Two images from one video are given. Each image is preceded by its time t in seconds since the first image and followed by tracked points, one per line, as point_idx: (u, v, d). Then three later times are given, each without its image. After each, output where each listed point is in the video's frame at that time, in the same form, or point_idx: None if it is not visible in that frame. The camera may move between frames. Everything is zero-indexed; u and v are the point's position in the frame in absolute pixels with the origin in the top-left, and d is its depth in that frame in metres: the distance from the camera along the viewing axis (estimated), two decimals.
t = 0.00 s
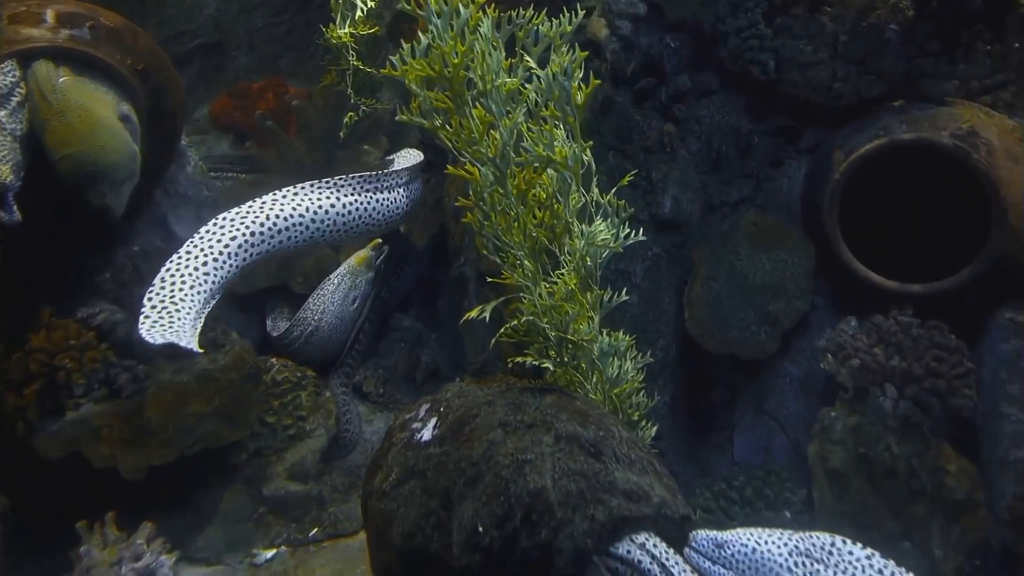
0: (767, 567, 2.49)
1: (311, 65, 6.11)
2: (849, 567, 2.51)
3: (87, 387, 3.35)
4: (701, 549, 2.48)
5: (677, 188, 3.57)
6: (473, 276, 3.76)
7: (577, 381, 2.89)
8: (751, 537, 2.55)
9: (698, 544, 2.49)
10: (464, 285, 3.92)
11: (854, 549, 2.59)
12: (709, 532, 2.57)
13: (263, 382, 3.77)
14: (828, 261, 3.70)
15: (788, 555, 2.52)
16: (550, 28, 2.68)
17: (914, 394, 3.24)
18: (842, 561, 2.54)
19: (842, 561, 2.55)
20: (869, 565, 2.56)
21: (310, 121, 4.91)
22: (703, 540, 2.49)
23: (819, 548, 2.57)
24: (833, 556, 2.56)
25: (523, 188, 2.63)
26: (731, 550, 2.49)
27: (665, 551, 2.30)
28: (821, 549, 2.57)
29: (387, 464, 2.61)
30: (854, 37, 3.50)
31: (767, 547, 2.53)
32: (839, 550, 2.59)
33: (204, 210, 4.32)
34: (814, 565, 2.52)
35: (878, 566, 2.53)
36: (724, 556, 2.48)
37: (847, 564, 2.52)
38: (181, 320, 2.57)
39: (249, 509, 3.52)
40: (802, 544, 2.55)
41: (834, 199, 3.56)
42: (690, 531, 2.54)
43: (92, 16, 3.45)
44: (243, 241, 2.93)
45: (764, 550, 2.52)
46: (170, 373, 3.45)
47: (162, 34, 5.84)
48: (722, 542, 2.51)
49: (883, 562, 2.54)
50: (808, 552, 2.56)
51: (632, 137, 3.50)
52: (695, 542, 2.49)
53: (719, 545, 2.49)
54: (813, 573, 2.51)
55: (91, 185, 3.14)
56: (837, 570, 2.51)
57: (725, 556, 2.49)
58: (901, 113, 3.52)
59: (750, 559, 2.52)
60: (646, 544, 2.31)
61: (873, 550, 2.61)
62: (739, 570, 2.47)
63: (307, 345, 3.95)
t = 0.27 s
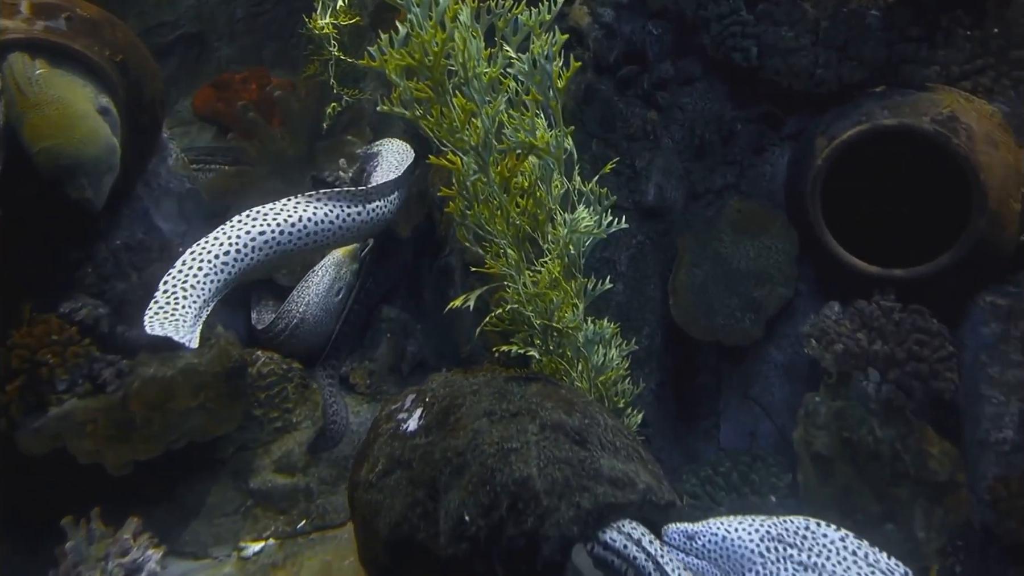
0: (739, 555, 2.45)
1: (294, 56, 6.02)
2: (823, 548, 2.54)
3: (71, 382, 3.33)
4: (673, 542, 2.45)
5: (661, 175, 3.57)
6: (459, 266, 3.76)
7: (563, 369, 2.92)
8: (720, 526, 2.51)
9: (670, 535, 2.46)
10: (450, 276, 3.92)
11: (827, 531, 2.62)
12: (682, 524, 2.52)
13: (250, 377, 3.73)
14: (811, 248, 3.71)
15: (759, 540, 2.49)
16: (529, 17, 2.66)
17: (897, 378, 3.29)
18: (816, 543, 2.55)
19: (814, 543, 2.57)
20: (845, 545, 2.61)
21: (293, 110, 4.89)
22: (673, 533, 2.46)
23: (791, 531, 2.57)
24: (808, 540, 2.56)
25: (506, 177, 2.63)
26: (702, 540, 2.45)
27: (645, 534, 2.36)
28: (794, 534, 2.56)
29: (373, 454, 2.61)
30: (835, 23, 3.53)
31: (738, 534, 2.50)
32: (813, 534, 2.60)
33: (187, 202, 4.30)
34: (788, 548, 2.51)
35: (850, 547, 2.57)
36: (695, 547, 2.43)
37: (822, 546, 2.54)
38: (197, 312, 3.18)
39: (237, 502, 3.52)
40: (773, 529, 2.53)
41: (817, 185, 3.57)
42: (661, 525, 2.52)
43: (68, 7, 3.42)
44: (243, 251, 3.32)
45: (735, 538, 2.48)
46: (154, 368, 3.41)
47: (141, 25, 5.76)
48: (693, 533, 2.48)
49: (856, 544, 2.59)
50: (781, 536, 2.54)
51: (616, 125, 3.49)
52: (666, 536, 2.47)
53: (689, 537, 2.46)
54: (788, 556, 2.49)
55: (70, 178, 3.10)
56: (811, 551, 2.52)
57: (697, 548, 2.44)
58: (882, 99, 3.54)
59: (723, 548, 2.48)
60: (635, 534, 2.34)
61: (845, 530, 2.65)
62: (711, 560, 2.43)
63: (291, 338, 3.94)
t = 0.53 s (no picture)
0: (719, 550, 2.50)
1: (281, 50, 5.98)
2: (804, 541, 2.63)
3: (57, 379, 3.33)
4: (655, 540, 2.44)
5: (649, 168, 3.57)
6: (448, 260, 3.75)
7: (552, 362, 2.91)
8: (699, 524, 2.56)
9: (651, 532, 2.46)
10: (439, 269, 3.91)
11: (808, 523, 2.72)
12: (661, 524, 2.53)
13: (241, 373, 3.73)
14: (798, 239, 3.72)
15: (738, 534, 2.55)
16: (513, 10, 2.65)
17: (884, 368, 3.29)
18: (797, 536, 2.63)
19: (795, 537, 2.65)
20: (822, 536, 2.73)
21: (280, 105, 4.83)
22: (656, 531, 2.46)
23: (769, 525, 2.65)
24: (788, 534, 2.64)
25: (493, 170, 2.63)
26: (683, 537, 2.48)
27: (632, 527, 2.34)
28: (774, 528, 2.64)
29: (362, 449, 2.61)
30: (820, 15, 3.53)
31: (716, 530, 2.55)
32: (793, 528, 2.67)
33: (174, 197, 4.26)
34: (768, 542, 2.57)
35: (831, 539, 2.67)
36: (675, 543, 2.44)
37: (802, 538, 2.62)
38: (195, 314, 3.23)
39: (226, 498, 3.51)
40: (753, 523, 2.61)
41: (804, 177, 3.58)
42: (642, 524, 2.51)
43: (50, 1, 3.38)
44: (248, 250, 3.36)
45: (714, 533, 2.54)
46: (142, 364, 3.44)
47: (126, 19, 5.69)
48: (673, 532, 2.50)
49: (836, 534, 2.68)
50: (759, 531, 2.60)
51: (603, 118, 3.48)
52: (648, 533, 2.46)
53: (670, 535, 2.47)
54: (768, 550, 2.55)
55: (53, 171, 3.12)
56: (791, 544, 2.60)
57: (677, 544, 2.46)
58: (868, 91, 3.55)
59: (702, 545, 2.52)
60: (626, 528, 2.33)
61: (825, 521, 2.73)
62: (691, 555, 2.45)
63: (280, 334, 4.00)
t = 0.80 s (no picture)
0: (702, 546, 2.41)
1: (270, 43, 5.94)
2: (787, 533, 2.52)
3: (46, 375, 3.32)
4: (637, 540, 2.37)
5: (638, 160, 3.57)
6: (438, 253, 3.75)
7: (542, 355, 2.93)
8: (680, 520, 2.49)
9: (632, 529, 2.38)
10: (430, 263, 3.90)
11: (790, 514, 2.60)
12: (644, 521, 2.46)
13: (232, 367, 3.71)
14: (788, 231, 3.73)
15: (720, 529, 2.46)
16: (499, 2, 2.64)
17: (873, 359, 3.33)
18: (780, 529, 2.52)
19: (777, 530, 2.54)
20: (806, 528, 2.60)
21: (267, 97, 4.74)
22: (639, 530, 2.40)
23: (754, 519, 2.54)
24: (771, 527, 2.53)
25: (481, 162, 2.62)
26: (664, 534, 2.42)
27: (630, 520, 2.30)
28: (758, 521, 2.54)
29: (353, 443, 2.61)
30: (808, 7, 3.54)
31: (698, 525, 2.47)
32: (776, 520, 2.56)
33: (162, 192, 4.24)
34: (751, 536, 2.48)
35: (813, 530, 2.55)
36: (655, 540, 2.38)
37: (785, 531, 2.52)
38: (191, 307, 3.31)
39: (217, 494, 3.50)
40: (735, 518, 2.50)
41: (793, 168, 3.58)
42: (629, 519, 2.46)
43: None
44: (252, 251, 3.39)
45: (696, 528, 2.46)
46: (132, 360, 3.44)
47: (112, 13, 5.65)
48: (655, 528, 2.43)
49: (819, 525, 2.57)
50: (743, 525, 2.51)
51: (592, 110, 3.48)
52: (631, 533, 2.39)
53: (652, 532, 2.41)
54: (751, 544, 2.46)
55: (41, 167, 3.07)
56: (775, 537, 2.50)
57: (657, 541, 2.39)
58: (856, 82, 3.55)
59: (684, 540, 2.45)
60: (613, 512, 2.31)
61: (808, 513, 2.62)
62: (672, 552, 2.38)
63: (270, 327, 3.99)
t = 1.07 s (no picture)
0: (686, 539, 2.34)
1: (262, 37, 5.92)
2: (769, 524, 2.43)
3: (37, 371, 3.29)
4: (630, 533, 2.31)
5: (629, 153, 3.57)
6: (430, 247, 3.76)
7: (534, 347, 2.93)
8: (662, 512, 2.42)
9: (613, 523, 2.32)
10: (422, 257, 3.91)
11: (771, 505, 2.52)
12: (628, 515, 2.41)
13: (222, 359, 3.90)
14: (779, 223, 3.73)
15: (702, 521, 2.38)
16: None
17: (863, 350, 3.32)
18: (762, 519, 2.44)
19: (760, 521, 2.45)
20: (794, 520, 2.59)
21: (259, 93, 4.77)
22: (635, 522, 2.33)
23: (736, 511, 2.45)
24: (754, 518, 2.45)
25: (471, 155, 2.63)
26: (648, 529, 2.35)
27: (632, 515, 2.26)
28: (741, 513, 2.45)
29: (345, 437, 2.61)
30: None
31: (681, 518, 2.40)
32: (759, 512, 2.48)
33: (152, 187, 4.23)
34: (734, 529, 2.39)
35: (796, 520, 2.46)
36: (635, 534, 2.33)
37: (767, 522, 2.44)
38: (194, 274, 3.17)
39: (211, 489, 3.54)
40: (718, 510, 2.42)
41: (784, 160, 3.58)
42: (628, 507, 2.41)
43: None
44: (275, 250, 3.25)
45: (679, 522, 2.38)
46: (123, 356, 3.46)
47: (102, 7, 5.62)
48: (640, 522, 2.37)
49: (801, 515, 2.48)
50: (726, 518, 2.43)
51: (583, 104, 3.48)
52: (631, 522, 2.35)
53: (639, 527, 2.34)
54: (734, 536, 2.37)
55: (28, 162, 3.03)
56: (758, 528, 2.41)
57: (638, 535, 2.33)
58: (845, 75, 3.56)
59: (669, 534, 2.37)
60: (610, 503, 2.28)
61: (790, 503, 2.55)
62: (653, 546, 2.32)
63: (263, 322, 4.00)
